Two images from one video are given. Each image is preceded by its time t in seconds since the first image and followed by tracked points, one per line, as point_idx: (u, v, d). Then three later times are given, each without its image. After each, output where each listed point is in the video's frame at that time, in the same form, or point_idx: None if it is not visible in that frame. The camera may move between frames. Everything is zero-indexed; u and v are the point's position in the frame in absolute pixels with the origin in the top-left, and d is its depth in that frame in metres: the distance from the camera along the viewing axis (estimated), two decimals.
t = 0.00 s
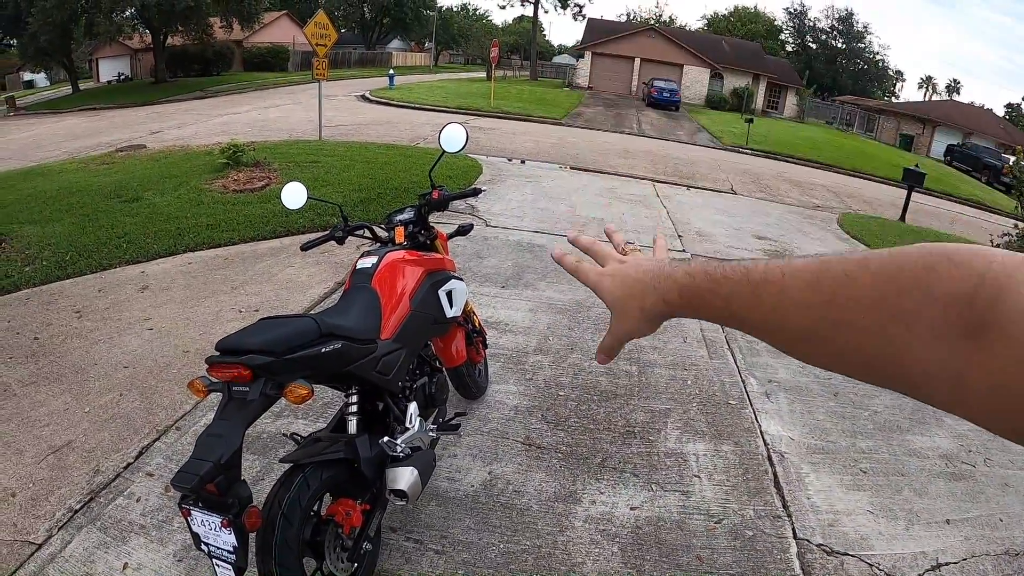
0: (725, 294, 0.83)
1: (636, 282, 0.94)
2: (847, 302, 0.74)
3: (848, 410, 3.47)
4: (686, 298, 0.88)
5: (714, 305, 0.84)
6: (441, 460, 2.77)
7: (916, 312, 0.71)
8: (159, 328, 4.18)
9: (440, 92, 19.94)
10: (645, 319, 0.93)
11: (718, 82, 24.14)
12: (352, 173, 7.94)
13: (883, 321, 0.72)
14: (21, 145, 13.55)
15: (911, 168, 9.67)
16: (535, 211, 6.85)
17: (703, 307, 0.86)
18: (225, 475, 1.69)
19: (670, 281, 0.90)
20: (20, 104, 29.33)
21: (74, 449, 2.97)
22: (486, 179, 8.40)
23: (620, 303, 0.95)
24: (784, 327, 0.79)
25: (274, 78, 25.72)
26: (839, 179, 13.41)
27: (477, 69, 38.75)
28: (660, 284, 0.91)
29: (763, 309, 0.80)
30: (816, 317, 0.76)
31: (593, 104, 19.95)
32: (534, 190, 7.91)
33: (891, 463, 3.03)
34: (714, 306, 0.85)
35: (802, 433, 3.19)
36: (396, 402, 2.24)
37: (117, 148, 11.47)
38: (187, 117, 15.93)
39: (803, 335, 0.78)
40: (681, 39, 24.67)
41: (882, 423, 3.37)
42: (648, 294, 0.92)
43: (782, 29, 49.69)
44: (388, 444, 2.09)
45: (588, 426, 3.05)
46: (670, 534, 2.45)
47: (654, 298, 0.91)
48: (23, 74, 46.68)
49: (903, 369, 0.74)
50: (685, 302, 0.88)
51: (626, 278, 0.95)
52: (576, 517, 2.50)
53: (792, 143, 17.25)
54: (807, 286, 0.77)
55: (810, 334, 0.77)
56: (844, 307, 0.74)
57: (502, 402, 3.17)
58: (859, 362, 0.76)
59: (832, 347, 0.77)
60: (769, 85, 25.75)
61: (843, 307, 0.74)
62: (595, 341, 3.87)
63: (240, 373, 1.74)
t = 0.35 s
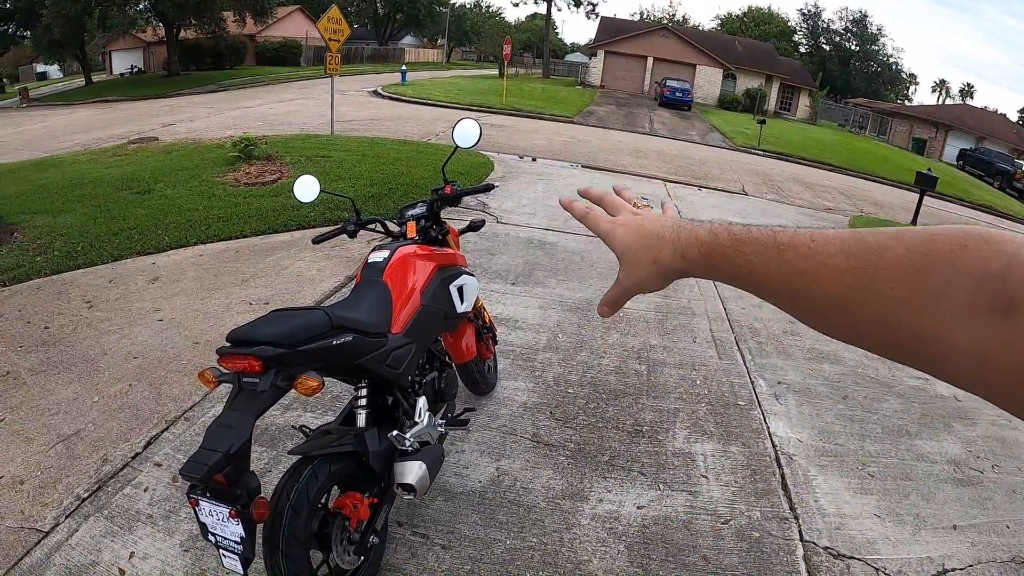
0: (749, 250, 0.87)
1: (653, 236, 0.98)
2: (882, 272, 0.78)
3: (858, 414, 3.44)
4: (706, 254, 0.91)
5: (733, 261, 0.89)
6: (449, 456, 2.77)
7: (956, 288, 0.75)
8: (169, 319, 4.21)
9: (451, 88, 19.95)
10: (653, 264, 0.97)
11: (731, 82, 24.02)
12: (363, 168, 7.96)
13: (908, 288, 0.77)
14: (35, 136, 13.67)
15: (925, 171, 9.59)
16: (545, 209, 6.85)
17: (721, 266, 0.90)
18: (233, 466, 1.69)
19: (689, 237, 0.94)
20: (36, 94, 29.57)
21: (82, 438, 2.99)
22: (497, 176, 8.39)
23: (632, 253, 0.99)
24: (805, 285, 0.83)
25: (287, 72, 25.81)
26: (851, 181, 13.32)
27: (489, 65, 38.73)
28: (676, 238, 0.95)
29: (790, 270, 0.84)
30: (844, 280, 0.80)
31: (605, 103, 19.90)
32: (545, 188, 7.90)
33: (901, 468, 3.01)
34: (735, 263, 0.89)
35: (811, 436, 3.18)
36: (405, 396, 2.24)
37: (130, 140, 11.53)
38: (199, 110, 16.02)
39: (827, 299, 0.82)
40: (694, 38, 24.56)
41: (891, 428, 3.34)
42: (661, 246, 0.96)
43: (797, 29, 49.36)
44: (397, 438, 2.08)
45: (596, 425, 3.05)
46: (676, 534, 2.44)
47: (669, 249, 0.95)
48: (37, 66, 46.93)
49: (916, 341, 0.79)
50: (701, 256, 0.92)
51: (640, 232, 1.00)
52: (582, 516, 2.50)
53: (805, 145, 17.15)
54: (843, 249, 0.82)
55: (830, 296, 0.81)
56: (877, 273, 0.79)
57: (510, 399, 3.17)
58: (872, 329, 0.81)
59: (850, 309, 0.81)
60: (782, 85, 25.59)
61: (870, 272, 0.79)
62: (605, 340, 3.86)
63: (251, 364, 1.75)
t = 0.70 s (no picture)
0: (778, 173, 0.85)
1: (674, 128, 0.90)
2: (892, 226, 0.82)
3: (859, 413, 3.44)
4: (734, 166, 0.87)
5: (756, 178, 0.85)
6: (450, 454, 2.76)
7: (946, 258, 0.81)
8: (169, 317, 4.20)
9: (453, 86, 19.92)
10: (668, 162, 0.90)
11: (733, 80, 23.99)
12: (364, 165, 7.95)
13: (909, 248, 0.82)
14: (36, 132, 13.65)
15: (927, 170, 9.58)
16: (546, 207, 6.84)
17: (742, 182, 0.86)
18: (234, 464, 1.68)
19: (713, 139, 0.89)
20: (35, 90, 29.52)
21: (83, 435, 2.99)
22: (499, 174, 8.39)
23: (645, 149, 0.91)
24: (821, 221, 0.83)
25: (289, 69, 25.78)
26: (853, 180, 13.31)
27: (490, 62, 38.69)
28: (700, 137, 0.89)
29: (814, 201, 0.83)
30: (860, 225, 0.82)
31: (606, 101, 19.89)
32: (546, 186, 7.90)
33: (902, 467, 3.00)
34: (763, 179, 0.85)
35: (811, 434, 3.18)
36: (406, 394, 2.23)
37: (131, 137, 11.53)
38: (200, 107, 16.02)
39: (841, 236, 0.83)
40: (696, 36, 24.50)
41: (892, 427, 3.34)
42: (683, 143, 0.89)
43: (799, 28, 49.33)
44: (398, 435, 2.07)
45: (597, 423, 3.04)
46: (677, 532, 2.43)
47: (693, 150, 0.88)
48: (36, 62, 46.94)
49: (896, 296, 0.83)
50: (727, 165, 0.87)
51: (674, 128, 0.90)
52: (583, 514, 2.49)
53: (806, 144, 17.13)
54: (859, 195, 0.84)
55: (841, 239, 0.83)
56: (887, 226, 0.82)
57: (511, 397, 3.16)
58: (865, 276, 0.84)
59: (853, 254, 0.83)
60: (783, 84, 25.58)
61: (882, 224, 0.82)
62: (606, 338, 3.85)
63: (252, 362, 1.74)
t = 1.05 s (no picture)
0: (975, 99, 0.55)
1: None
2: None
3: (861, 414, 3.45)
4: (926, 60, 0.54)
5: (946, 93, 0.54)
6: (454, 457, 2.75)
7: None
8: (173, 321, 4.21)
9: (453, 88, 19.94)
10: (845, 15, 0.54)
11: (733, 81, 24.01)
12: (365, 169, 7.97)
13: None
14: (38, 137, 13.70)
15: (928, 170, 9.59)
16: (548, 209, 6.86)
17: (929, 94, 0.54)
18: (240, 471, 1.68)
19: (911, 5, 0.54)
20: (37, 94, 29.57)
21: (88, 441, 3.00)
22: (500, 176, 8.40)
23: None
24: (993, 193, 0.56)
25: (290, 72, 25.81)
26: (854, 180, 13.32)
27: (491, 64, 38.80)
28: None
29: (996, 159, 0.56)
30: None
31: (607, 102, 19.91)
32: (548, 188, 7.91)
33: (905, 468, 3.01)
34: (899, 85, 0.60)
35: (814, 435, 3.18)
36: (410, 399, 2.22)
37: (133, 141, 11.56)
38: (202, 111, 16.05)
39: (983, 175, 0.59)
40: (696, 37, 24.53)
41: (894, 428, 3.34)
42: None
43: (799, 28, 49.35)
44: (403, 441, 2.06)
45: (600, 426, 3.03)
46: (681, 535, 2.43)
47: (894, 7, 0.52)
48: (38, 66, 47.10)
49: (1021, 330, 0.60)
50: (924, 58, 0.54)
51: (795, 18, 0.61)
52: (587, 517, 2.48)
53: (807, 144, 17.15)
54: None
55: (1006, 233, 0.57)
56: None
57: (514, 400, 3.16)
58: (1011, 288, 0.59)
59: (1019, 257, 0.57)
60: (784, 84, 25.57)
61: None
62: (608, 340, 3.86)
63: (256, 368, 1.74)
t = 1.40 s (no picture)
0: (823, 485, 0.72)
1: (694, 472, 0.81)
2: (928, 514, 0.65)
3: (867, 418, 3.43)
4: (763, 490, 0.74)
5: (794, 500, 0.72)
6: (459, 461, 2.69)
7: None
8: (178, 325, 4.23)
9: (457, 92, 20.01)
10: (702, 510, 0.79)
11: (737, 84, 24.02)
12: (369, 173, 8.00)
13: (1017, 532, 0.61)
14: (45, 141, 13.80)
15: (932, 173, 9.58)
16: (552, 213, 6.87)
17: (785, 514, 0.72)
18: (246, 475, 1.69)
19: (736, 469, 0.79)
20: (44, 99, 29.79)
21: (93, 444, 3.01)
22: (504, 181, 8.42)
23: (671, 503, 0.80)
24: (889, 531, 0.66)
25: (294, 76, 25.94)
26: (858, 184, 13.31)
27: (495, 69, 38.93)
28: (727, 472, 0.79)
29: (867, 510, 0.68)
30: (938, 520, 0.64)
31: (611, 106, 19.94)
32: (552, 192, 7.92)
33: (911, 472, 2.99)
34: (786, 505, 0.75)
35: (820, 440, 3.17)
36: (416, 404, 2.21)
37: (139, 145, 11.64)
38: (207, 115, 16.14)
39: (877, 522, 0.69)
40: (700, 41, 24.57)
41: (899, 432, 3.33)
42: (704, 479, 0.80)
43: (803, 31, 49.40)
44: (409, 445, 2.05)
45: (606, 429, 2.99)
46: (686, 539, 2.40)
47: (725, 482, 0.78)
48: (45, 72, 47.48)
49: None
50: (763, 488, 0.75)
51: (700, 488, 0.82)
52: (593, 522, 2.42)
53: (811, 147, 17.14)
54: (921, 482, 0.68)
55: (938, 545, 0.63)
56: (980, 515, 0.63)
57: (519, 404, 3.12)
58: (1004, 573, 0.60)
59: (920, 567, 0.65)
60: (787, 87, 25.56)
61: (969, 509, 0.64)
62: (613, 344, 3.85)
63: (262, 373, 1.75)
